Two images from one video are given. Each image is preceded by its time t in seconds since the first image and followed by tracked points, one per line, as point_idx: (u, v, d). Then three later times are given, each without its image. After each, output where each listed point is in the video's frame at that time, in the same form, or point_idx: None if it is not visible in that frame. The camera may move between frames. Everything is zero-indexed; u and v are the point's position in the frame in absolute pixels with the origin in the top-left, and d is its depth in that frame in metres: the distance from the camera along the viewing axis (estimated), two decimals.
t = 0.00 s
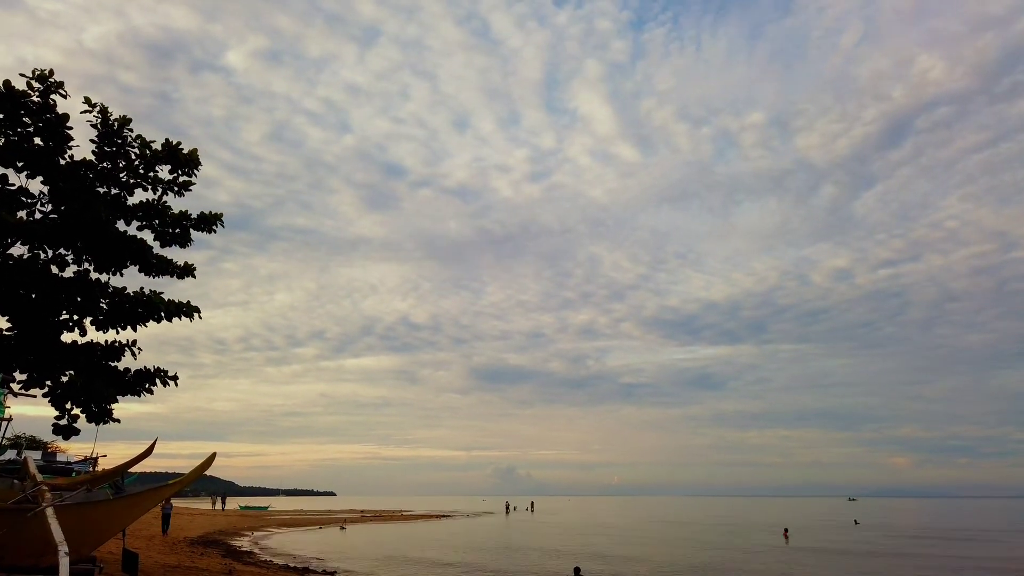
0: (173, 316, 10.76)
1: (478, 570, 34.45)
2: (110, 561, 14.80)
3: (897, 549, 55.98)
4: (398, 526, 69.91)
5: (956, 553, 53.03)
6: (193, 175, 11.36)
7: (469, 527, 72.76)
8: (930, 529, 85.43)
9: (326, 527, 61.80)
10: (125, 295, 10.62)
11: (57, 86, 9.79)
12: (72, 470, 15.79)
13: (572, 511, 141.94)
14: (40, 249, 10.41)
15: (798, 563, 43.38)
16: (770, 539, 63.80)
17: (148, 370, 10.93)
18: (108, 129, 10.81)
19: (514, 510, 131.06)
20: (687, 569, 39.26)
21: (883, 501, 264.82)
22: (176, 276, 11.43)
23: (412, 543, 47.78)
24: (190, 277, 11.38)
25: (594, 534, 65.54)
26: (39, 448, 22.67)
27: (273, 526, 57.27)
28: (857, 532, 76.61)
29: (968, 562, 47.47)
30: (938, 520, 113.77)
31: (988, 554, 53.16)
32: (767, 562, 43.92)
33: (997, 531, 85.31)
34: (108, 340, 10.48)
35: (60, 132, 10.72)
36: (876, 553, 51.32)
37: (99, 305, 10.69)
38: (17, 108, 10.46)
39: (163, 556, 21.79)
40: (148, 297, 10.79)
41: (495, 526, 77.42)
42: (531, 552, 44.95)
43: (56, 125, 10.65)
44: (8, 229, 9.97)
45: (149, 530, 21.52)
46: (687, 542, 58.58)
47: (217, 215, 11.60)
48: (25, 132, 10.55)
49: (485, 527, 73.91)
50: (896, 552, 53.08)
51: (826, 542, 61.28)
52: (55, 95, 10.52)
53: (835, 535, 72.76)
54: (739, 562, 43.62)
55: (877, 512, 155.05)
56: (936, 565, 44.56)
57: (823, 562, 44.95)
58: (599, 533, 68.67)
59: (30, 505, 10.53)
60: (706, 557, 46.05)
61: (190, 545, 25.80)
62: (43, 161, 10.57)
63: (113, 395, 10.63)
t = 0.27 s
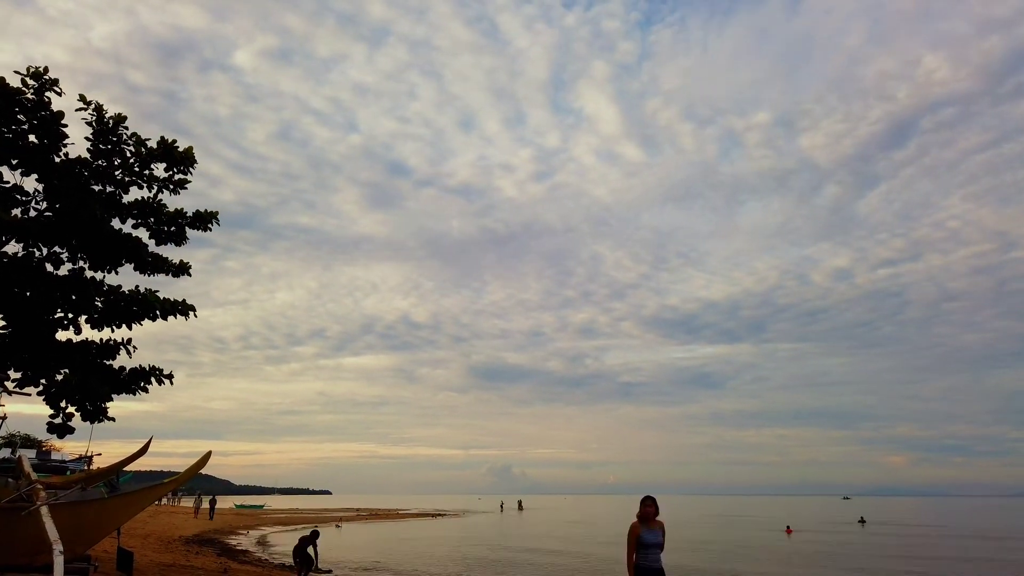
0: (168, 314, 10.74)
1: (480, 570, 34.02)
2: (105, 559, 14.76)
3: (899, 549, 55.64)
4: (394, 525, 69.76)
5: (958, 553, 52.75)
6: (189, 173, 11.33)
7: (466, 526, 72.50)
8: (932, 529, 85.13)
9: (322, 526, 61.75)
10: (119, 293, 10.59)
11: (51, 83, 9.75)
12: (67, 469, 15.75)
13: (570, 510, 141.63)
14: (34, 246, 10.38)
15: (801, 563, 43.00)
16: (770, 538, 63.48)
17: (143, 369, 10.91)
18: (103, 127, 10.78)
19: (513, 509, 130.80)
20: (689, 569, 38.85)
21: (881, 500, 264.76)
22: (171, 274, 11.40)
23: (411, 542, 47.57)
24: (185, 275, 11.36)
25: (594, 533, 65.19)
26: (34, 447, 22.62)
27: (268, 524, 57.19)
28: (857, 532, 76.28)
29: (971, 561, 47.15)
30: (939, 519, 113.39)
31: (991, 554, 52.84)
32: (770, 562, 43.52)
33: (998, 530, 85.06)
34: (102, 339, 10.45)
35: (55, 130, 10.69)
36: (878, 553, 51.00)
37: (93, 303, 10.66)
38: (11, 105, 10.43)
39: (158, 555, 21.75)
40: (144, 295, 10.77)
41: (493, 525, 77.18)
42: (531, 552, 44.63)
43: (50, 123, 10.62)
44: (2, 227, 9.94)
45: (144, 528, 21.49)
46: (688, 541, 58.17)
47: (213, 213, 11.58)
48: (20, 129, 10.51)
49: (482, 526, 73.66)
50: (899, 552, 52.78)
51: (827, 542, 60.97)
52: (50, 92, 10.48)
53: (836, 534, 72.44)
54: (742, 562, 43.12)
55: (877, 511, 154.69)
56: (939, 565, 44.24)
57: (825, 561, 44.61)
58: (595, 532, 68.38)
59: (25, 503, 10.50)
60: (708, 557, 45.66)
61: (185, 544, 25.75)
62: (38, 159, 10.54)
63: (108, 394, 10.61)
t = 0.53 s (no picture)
0: (164, 312, 10.71)
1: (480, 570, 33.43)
2: (100, 558, 14.71)
3: (899, 548, 55.26)
4: (390, 523, 69.66)
5: (958, 553, 52.40)
6: (184, 170, 11.30)
7: (462, 525, 72.33)
8: (932, 528, 84.80)
9: (318, 524, 61.71)
10: (115, 291, 10.57)
11: (47, 81, 9.73)
12: (62, 468, 15.72)
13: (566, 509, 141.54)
14: (30, 244, 10.35)
15: (802, 563, 42.62)
16: (770, 537, 63.06)
17: (139, 367, 10.88)
18: (99, 124, 10.74)
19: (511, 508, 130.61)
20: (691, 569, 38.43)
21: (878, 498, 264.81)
22: (167, 272, 11.37)
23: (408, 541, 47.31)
24: (181, 273, 11.32)
25: (591, 532, 64.90)
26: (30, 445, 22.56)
27: (265, 523, 57.06)
28: (856, 531, 75.94)
29: (973, 561, 46.78)
30: (938, 519, 113.00)
31: (992, 554, 52.48)
32: (769, 561, 43.17)
33: (998, 530, 84.71)
34: (98, 336, 10.41)
35: (50, 127, 10.65)
36: (880, 553, 50.55)
37: (89, 301, 10.63)
38: (6, 102, 10.39)
39: (153, 553, 21.69)
40: (139, 293, 10.74)
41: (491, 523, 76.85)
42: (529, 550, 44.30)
43: (46, 120, 10.59)
44: None
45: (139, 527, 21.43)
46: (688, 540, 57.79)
47: (209, 211, 11.54)
48: (15, 126, 10.47)
49: (478, 525, 73.50)
50: (900, 551, 52.45)
51: (826, 541, 60.62)
52: (45, 89, 10.44)
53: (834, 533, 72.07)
54: (744, 562, 42.68)
55: (876, 509, 154.36)
56: (942, 565, 43.81)
57: (827, 561, 44.18)
58: (591, 530, 68.17)
59: (20, 501, 10.46)
60: (708, 556, 45.25)
61: (180, 542, 25.70)
62: (34, 156, 10.50)
63: (104, 392, 10.57)
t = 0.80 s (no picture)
0: (159, 311, 10.69)
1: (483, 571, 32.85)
2: (95, 556, 14.69)
3: (895, 547, 55.14)
4: (385, 521, 69.55)
5: (961, 553, 51.96)
6: (180, 169, 11.27)
7: (458, 523, 72.25)
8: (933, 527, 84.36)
9: (313, 523, 61.58)
10: (110, 289, 10.54)
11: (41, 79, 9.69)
12: (56, 466, 15.69)
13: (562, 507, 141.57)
14: (24, 242, 10.31)
15: (805, 563, 42.15)
16: (766, 536, 63.00)
17: (134, 365, 10.85)
18: (93, 122, 10.70)
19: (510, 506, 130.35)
20: (694, 569, 37.91)
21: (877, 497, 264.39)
22: (162, 270, 11.35)
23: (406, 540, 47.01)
24: (176, 271, 11.28)
25: (587, 531, 64.80)
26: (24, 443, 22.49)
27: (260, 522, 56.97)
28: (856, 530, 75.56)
29: (977, 561, 46.33)
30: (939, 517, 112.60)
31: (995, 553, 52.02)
32: (764, 560, 43.02)
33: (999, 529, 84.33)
34: (92, 335, 10.38)
35: (45, 125, 10.61)
36: (882, 552, 50.09)
37: (83, 299, 10.60)
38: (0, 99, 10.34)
39: (147, 551, 21.67)
40: (134, 291, 10.71)
41: (489, 522, 76.47)
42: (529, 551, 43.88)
43: (40, 117, 10.55)
44: None
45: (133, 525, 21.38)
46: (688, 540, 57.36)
47: (204, 209, 11.51)
48: (9, 123, 10.42)
49: (474, 523, 73.42)
50: (895, 550, 52.35)
51: (827, 540, 60.20)
52: (40, 87, 10.40)
53: (834, 532, 71.64)
54: (747, 562, 42.10)
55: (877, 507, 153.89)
56: (947, 565, 43.39)
57: (829, 561, 43.71)
58: (587, 529, 68.09)
59: (15, 500, 10.45)
60: (704, 555, 45.10)
61: (174, 541, 25.66)
62: (28, 154, 10.46)
63: (99, 391, 10.53)
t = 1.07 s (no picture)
0: (154, 309, 10.65)
1: (485, 570, 32.25)
2: (90, 555, 14.65)
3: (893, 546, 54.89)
4: (381, 520, 69.44)
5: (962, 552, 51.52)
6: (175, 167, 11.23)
7: (454, 522, 72.05)
8: (934, 526, 83.88)
9: (308, 522, 61.43)
10: (105, 287, 10.50)
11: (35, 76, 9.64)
12: (50, 465, 15.64)
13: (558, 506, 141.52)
14: (19, 240, 10.27)
15: (802, 562, 41.90)
16: (763, 535, 62.79)
17: (129, 363, 10.81)
18: (88, 119, 10.66)
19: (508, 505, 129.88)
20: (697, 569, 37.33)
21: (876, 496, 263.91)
22: (157, 268, 11.31)
23: (402, 539, 46.65)
24: (171, 269, 11.25)
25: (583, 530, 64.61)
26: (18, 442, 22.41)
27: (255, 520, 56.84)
28: (857, 529, 75.09)
29: (980, 562, 45.78)
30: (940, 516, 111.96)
31: (998, 553, 51.50)
32: (761, 559, 42.79)
33: (1000, 528, 83.88)
34: (87, 333, 10.34)
35: (39, 122, 10.56)
36: (882, 552, 49.65)
37: (78, 297, 10.55)
38: None
39: (142, 550, 21.61)
40: (129, 289, 10.67)
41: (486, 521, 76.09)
42: (527, 549, 43.48)
43: (35, 115, 10.50)
44: None
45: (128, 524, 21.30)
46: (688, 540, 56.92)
47: (200, 207, 11.48)
48: (3, 121, 10.37)
49: (470, 522, 73.19)
50: (893, 549, 52.07)
51: (828, 539, 59.72)
52: (34, 84, 10.35)
53: (833, 531, 71.23)
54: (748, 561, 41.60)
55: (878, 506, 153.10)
56: (950, 565, 42.91)
57: (829, 561, 43.28)
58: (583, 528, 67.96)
59: (9, 498, 10.42)
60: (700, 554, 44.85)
61: (169, 539, 25.60)
62: (22, 151, 10.41)
63: (94, 389, 10.49)
